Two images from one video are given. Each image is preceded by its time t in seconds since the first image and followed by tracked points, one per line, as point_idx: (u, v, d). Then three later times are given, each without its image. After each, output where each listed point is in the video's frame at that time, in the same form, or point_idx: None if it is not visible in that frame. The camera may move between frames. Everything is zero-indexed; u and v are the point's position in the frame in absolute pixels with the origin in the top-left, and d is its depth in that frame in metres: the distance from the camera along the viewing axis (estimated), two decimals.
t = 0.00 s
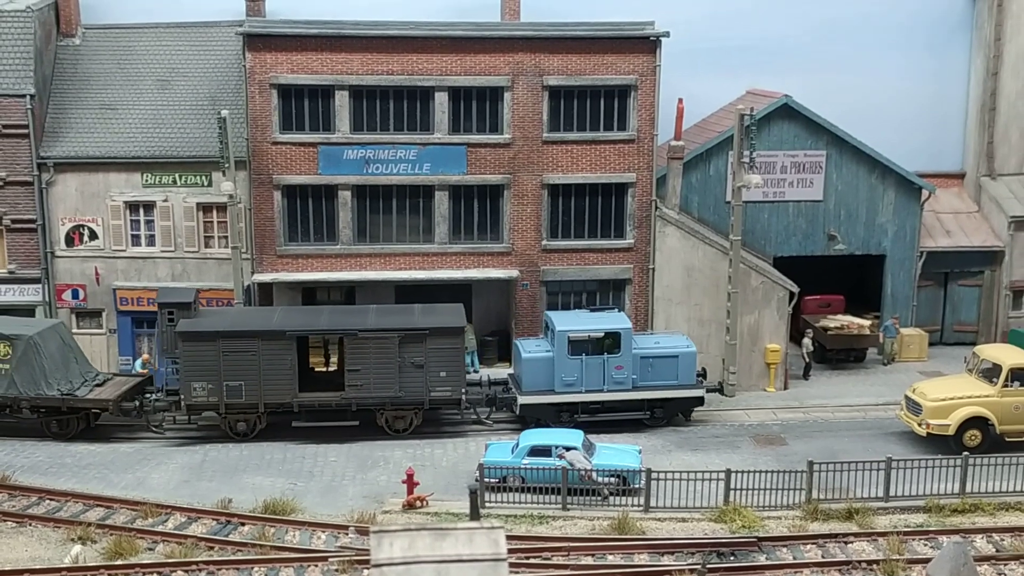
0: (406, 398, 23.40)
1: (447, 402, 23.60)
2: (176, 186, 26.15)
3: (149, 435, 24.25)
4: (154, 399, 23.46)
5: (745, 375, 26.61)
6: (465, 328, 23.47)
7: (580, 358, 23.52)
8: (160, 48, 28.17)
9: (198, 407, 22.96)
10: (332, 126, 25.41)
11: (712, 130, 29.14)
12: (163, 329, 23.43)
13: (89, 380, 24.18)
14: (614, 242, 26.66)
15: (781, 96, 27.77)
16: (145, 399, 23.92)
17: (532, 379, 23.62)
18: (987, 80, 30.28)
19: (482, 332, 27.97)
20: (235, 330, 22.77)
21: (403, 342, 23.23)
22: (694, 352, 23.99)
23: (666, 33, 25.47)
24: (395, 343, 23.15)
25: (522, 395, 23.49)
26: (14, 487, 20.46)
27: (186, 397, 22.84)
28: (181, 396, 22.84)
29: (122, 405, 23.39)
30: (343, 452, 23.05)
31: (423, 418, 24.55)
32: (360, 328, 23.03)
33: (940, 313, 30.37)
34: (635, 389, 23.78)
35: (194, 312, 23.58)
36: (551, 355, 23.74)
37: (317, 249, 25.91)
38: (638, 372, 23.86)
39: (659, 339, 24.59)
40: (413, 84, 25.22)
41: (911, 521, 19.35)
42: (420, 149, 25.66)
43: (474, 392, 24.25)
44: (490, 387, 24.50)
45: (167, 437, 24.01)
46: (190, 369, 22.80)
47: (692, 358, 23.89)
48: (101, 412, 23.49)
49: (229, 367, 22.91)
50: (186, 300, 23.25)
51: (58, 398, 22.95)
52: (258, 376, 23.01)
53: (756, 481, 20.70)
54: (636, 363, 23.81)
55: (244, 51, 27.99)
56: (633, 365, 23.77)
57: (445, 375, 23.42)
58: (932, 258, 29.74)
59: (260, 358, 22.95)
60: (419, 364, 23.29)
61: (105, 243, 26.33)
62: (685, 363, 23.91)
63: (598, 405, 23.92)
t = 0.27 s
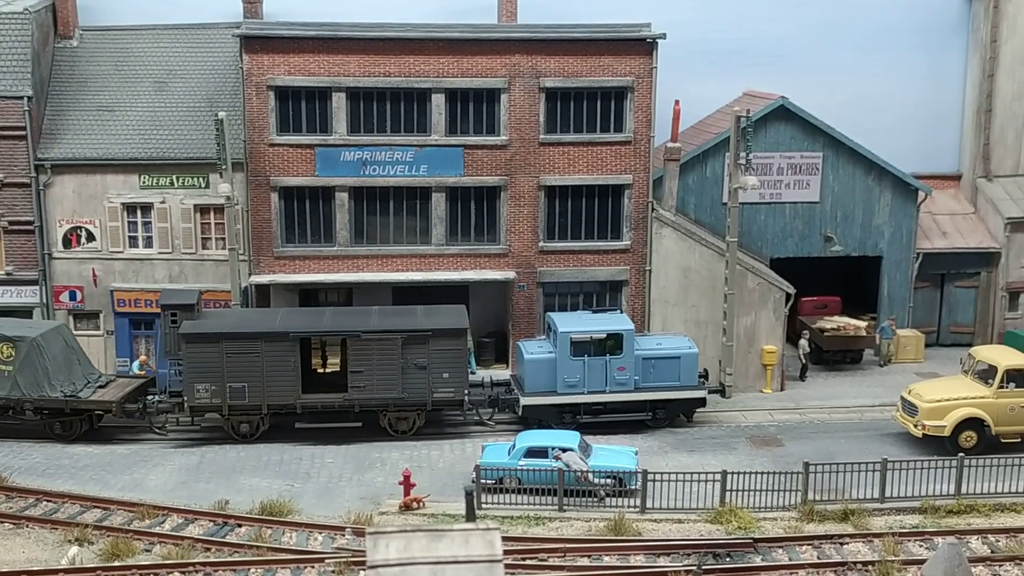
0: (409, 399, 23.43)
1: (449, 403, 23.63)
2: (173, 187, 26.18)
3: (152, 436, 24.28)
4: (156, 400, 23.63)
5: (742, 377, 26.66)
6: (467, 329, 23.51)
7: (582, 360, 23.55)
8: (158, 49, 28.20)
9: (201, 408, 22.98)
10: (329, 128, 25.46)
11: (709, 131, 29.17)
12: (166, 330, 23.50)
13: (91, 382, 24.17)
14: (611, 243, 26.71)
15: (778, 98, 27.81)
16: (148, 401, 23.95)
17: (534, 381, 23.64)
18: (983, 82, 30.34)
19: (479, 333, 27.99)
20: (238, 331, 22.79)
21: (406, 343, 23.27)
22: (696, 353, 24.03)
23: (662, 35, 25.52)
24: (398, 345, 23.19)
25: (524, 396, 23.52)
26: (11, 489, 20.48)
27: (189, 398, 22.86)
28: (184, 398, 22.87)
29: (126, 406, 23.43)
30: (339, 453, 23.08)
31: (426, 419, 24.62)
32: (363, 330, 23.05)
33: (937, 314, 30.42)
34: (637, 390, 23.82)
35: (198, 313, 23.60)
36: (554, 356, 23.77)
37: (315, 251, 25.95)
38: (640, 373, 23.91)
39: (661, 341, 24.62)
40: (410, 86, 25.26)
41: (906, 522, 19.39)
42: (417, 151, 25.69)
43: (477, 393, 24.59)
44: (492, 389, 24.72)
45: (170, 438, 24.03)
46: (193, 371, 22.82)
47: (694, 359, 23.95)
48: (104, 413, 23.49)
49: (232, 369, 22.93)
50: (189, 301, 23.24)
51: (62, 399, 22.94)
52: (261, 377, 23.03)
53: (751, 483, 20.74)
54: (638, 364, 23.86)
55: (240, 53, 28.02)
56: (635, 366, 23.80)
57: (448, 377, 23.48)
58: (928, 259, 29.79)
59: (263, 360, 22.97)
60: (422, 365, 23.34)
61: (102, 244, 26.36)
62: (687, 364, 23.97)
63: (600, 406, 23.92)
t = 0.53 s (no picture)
0: (411, 402, 23.42)
1: (451, 405, 23.61)
2: (169, 190, 26.17)
3: (154, 439, 24.27)
4: (159, 403, 23.56)
5: (738, 379, 26.68)
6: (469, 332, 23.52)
7: (584, 362, 23.53)
8: (154, 52, 28.21)
9: (203, 411, 23.01)
10: (324, 130, 25.46)
11: (705, 133, 29.16)
12: (168, 333, 23.72)
13: (93, 385, 24.09)
14: (607, 245, 26.71)
15: (774, 100, 27.83)
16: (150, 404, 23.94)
17: (536, 383, 23.60)
18: (979, 84, 30.36)
19: (475, 335, 27.98)
20: (240, 334, 22.79)
21: (408, 346, 23.29)
22: (697, 355, 24.01)
23: (658, 37, 25.51)
24: (400, 347, 23.22)
25: (526, 398, 23.48)
26: (6, 492, 20.47)
27: (192, 401, 22.92)
28: (186, 401, 22.92)
29: (127, 409, 23.43)
30: (335, 456, 23.06)
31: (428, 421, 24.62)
32: (365, 332, 23.05)
33: (933, 316, 30.43)
34: (638, 392, 23.86)
35: (200, 316, 23.88)
36: (555, 358, 23.75)
37: (310, 253, 25.95)
38: (641, 376, 23.90)
39: (663, 343, 24.56)
40: (406, 89, 25.25)
41: (901, 525, 19.38)
42: (412, 153, 25.68)
43: (478, 396, 24.56)
44: (494, 391, 24.69)
45: (172, 441, 24.03)
46: (195, 374, 22.83)
47: (695, 361, 23.94)
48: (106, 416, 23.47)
49: (234, 372, 22.93)
50: (191, 304, 23.62)
51: (63, 403, 22.92)
52: (264, 380, 23.03)
53: (746, 485, 20.73)
54: (639, 366, 23.85)
55: (236, 56, 28.03)
56: (637, 368, 23.81)
57: (449, 379, 23.49)
58: (924, 261, 29.80)
59: (265, 362, 22.97)
60: (424, 368, 23.36)
61: (98, 247, 26.35)
62: (688, 366, 23.96)
63: (602, 408, 23.91)
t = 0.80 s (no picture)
0: (411, 403, 23.38)
1: (452, 406, 23.57)
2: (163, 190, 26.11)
3: (153, 440, 24.21)
4: (158, 403, 23.41)
5: (733, 380, 26.63)
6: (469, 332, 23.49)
7: (584, 362, 23.49)
8: (148, 52, 28.16)
9: (202, 411, 22.95)
10: (318, 131, 25.41)
11: (700, 133, 29.12)
12: (167, 333, 23.48)
13: (92, 386, 24.00)
14: (601, 246, 26.66)
15: (769, 100, 27.81)
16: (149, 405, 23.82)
17: (536, 383, 23.56)
18: (974, 84, 30.35)
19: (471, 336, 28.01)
20: (240, 334, 22.74)
21: (408, 346, 23.27)
22: (698, 355, 24.02)
23: (652, 37, 25.48)
24: (400, 347, 23.20)
25: (526, 398, 23.45)
26: None
27: (191, 402, 22.85)
28: (186, 401, 22.85)
29: (127, 410, 23.29)
30: (329, 457, 23.00)
31: (428, 422, 24.56)
32: (365, 333, 23.02)
33: (928, 316, 30.42)
34: (638, 392, 23.82)
35: (199, 317, 23.55)
36: (555, 358, 23.71)
37: (304, 254, 25.89)
38: (642, 376, 23.87)
39: (663, 343, 24.53)
40: (400, 89, 25.20)
41: (895, 526, 19.33)
42: (406, 154, 25.63)
43: (479, 396, 24.44)
44: (494, 391, 24.59)
45: (171, 442, 23.98)
46: (195, 375, 22.77)
47: (696, 361, 23.95)
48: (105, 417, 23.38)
49: (234, 373, 22.88)
50: (192, 305, 23.26)
51: (62, 403, 22.86)
52: (264, 380, 22.99)
53: (741, 486, 20.67)
54: (640, 366, 23.81)
55: (231, 56, 27.99)
56: (637, 368, 23.78)
57: (450, 380, 23.45)
58: (919, 261, 29.77)
59: (265, 363, 22.93)
60: (425, 368, 23.32)
61: (92, 247, 26.28)
62: (689, 366, 23.94)
63: (602, 408, 23.85)
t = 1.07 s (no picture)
0: (414, 404, 23.34)
1: (455, 408, 23.52)
2: (160, 192, 26.06)
3: (155, 442, 24.16)
4: (161, 406, 23.30)
5: (731, 381, 26.59)
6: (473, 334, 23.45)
7: (588, 363, 23.46)
8: (145, 54, 28.10)
9: (205, 414, 22.88)
10: (316, 132, 25.36)
11: (698, 134, 29.07)
12: (169, 336, 23.62)
13: (94, 388, 23.91)
14: (599, 247, 26.61)
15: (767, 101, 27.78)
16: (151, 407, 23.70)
17: (540, 384, 23.56)
18: (972, 86, 30.32)
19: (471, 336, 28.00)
20: (243, 336, 22.69)
21: (412, 348, 23.25)
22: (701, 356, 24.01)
23: (650, 38, 25.44)
24: (403, 349, 23.17)
25: (530, 400, 23.44)
26: None
27: (194, 404, 22.79)
28: (189, 403, 22.80)
29: (130, 412, 23.19)
30: (326, 459, 22.94)
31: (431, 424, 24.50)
32: (368, 335, 23.00)
33: (927, 318, 30.39)
34: (642, 394, 23.78)
35: (202, 319, 23.61)
36: (558, 359, 23.68)
37: (301, 255, 25.83)
38: (645, 377, 23.84)
39: (667, 344, 24.52)
40: (398, 90, 25.16)
41: (894, 528, 19.28)
42: (404, 155, 25.58)
43: (482, 398, 24.20)
44: (497, 393, 24.34)
45: (174, 444, 23.94)
46: (198, 377, 22.70)
47: (699, 363, 23.92)
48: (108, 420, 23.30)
49: (237, 375, 22.82)
50: (194, 308, 23.35)
51: (65, 406, 22.81)
52: (267, 382, 22.95)
53: (738, 488, 20.60)
54: (643, 367, 23.79)
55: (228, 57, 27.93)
56: (641, 369, 23.76)
57: (453, 381, 23.41)
58: (918, 263, 29.71)
59: (268, 365, 22.90)
60: (428, 370, 23.28)
61: (88, 249, 26.22)
62: (692, 368, 23.91)
63: (606, 410, 23.80)
